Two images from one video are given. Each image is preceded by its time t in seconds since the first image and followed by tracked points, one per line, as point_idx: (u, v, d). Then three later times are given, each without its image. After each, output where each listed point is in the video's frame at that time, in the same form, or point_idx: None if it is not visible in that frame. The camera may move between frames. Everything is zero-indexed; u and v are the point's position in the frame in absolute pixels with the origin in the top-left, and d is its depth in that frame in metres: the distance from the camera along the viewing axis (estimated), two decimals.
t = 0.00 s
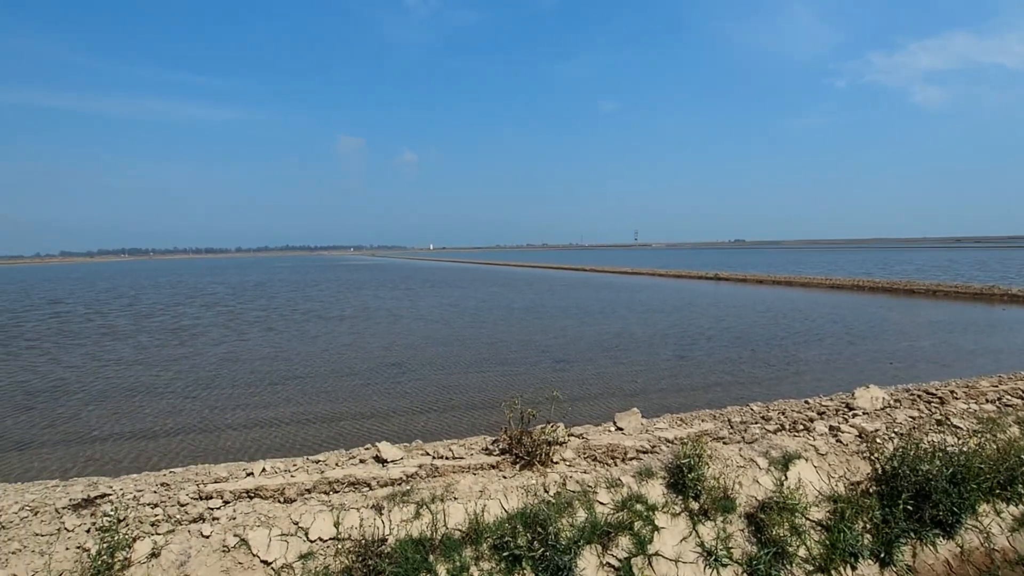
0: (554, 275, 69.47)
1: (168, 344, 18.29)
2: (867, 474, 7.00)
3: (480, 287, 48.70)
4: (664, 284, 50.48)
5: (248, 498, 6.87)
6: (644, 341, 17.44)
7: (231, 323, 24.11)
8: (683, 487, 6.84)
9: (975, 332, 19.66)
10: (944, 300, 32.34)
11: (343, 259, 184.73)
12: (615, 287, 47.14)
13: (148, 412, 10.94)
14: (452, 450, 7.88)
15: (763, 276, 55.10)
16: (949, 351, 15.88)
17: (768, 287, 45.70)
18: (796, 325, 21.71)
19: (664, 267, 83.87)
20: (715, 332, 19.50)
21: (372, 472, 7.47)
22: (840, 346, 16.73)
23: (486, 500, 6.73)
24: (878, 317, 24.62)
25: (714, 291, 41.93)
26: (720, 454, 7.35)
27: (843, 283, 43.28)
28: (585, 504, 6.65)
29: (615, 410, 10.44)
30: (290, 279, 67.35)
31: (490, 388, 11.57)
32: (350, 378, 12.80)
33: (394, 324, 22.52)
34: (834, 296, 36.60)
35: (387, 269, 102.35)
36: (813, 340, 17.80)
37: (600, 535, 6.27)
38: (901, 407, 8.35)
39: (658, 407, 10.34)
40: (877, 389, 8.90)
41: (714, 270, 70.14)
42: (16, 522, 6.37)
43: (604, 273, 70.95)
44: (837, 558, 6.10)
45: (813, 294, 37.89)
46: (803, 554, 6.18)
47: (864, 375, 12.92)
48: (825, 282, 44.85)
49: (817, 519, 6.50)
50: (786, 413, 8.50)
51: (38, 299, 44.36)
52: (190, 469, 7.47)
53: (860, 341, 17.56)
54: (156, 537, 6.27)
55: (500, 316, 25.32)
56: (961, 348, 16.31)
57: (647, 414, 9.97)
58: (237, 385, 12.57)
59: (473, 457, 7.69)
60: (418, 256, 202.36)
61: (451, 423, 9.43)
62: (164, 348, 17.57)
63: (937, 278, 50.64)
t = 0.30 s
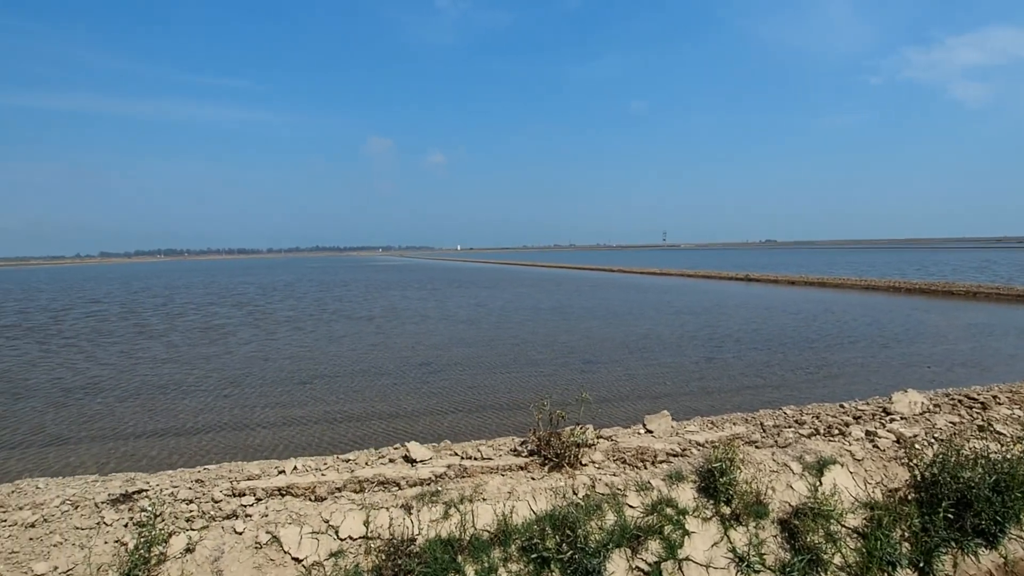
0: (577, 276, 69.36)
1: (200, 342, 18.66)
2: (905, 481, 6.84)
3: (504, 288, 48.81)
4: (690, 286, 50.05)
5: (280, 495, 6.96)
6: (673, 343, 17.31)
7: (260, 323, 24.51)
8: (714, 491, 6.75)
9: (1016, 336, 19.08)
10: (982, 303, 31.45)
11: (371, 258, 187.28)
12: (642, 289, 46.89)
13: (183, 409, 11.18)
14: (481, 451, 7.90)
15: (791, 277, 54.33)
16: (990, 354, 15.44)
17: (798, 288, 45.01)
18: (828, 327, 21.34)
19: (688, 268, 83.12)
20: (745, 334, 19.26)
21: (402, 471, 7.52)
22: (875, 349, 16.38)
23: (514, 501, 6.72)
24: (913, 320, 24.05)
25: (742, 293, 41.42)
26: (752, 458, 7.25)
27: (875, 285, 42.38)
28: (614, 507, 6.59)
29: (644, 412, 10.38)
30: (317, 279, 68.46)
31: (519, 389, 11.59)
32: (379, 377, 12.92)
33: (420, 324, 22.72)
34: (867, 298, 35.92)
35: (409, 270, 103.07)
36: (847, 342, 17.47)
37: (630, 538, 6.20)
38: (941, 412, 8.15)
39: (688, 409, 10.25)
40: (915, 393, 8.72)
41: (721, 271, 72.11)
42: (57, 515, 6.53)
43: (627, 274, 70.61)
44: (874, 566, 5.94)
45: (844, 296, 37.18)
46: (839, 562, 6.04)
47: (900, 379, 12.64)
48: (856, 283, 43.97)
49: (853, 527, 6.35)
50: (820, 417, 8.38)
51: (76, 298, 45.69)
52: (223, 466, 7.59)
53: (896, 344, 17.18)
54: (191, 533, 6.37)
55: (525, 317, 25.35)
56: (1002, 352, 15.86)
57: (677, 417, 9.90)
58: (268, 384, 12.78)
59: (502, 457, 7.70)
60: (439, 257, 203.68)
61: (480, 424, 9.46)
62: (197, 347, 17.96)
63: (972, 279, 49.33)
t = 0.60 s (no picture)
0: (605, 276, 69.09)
1: (238, 341, 19.12)
2: (949, 490, 6.65)
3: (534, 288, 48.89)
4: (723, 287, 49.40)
5: (316, 493, 7.08)
6: (706, 345, 17.12)
7: (294, 322, 24.97)
8: (750, 496, 6.65)
9: None
10: None
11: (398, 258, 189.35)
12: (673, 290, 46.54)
13: (222, 407, 11.48)
14: (513, 452, 7.94)
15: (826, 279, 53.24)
16: None
17: (835, 290, 44.04)
18: (868, 331, 20.81)
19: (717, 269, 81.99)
20: (781, 337, 18.91)
21: (434, 471, 7.58)
22: (919, 353, 15.92)
23: (546, 503, 6.70)
24: (958, 323, 23.27)
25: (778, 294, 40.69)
26: (789, 463, 7.13)
27: (917, 287, 41.16)
28: (647, 511, 6.54)
29: (678, 415, 10.31)
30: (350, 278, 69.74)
31: (552, 390, 11.61)
32: (411, 377, 13.05)
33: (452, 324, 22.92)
34: (908, 300, 34.93)
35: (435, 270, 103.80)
36: (888, 347, 17.01)
37: (662, 543, 6.13)
38: (989, 419, 7.89)
39: (722, 413, 10.16)
40: (961, 399, 8.46)
41: (731, 270, 75.66)
42: (103, 508, 6.74)
43: (656, 275, 70.08)
44: None
45: (885, 299, 36.23)
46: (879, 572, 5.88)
47: (944, 385, 12.28)
48: (896, 286, 42.77)
49: (895, 536, 6.19)
50: (860, 423, 8.20)
51: (122, 297, 47.34)
52: (260, 463, 7.75)
53: (941, 349, 16.65)
54: (230, 528, 6.52)
55: (556, 318, 25.34)
56: None
57: (711, 421, 9.81)
58: (303, 382, 13.03)
59: (534, 459, 7.72)
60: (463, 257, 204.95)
61: (513, 425, 9.50)
62: (235, 345, 18.43)
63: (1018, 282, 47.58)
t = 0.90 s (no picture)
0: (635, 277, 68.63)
1: (275, 339, 19.54)
2: (998, 500, 6.42)
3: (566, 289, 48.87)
4: (758, 289, 48.63)
5: (350, 490, 7.18)
6: (742, 348, 16.87)
7: (329, 321, 25.40)
8: (787, 503, 6.52)
9: None
10: None
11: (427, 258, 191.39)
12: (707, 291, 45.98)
13: (260, 403, 11.76)
14: (546, 453, 7.95)
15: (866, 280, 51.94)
16: None
17: (876, 292, 42.88)
18: (912, 334, 20.19)
19: (749, 270, 80.64)
20: (821, 340, 18.48)
21: (467, 471, 7.62)
22: (967, 358, 15.39)
23: (578, 505, 6.68)
24: (1008, 328, 22.40)
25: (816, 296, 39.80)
26: (828, 470, 6.98)
27: (963, 290, 39.77)
28: (681, 515, 6.46)
29: (713, 418, 10.20)
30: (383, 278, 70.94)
31: (586, 391, 11.59)
32: (444, 377, 13.13)
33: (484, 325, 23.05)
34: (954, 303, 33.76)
35: (463, 270, 104.27)
36: (934, 351, 16.48)
37: (696, 548, 6.05)
38: None
39: (759, 418, 10.01)
40: (1012, 405, 8.16)
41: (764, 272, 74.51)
42: (147, 501, 6.96)
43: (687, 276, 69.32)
44: None
45: (929, 301, 35.09)
46: None
47: (994, 392, 11.85)
48: (941, 288, 41.40)
49: (939, 546, 6.00)
50: (904, 429, 7.98)
51: (167, 296, 49.03)
52: (297, 460, 7.90)
53: (991, 354, 16.05)
54: (267, 523, 6.65)
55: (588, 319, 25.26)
56: None
57: (747, 425, 9.67)
58: (338, 380, 13.27)
59: (567, 460, 7.71)
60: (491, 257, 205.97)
61: (546, 426, 9.52)
62: (273, 343, 18.86)
63: None
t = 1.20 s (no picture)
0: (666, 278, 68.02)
1: (312, 338, 19.94)
2: None
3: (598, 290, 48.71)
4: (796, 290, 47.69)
5: (386, 488, 7.29)
6: (780, 351, 16.58)
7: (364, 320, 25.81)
8: (826, 508, 6.39)
9: None
10: None
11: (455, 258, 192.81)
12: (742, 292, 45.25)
13: (297, 400, 12.02)
14: (580, 454, 7.95)
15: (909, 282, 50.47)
16: None
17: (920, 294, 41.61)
18: (959, 338, 19.52)
19: (782, 271, 79.10)
20: (864, 343, 18.02)
21: (501, 471, 7.66)
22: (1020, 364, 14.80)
23: (612, 506, 6.66)
24: None
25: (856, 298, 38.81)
26: (870, 476, 6.82)
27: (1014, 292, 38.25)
28: (716, 519, 6.39)
29: (751, 422, 10.07)
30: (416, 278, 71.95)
31: (622, 392, 11.55)
32: (478, 377, 13.20)
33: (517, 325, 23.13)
34: (1005, 306, 32.44)
35: (491, 270, 104.63)
36: (984, 356, 15.90)
37: (732, 552, 5.98)
38: None
39: (798, 422, 9.85)
40: None
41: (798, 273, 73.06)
42: (190, 494, 7.18)
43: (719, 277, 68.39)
44: None
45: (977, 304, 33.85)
46: None
47: None
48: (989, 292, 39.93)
49: (987, 557, 5.81)
50: (950, 436, 7.75)
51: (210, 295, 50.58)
52: (334, 456, 8.06)
53: None
54: (304, 517, 6.79)
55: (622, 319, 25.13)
56: None
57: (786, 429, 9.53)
58: (373, 378, 13.48)
59: (601, 461, 7.70)
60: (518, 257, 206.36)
61: (581, 427, 9.51)
62: (310, 341, 19.27)
63: None
